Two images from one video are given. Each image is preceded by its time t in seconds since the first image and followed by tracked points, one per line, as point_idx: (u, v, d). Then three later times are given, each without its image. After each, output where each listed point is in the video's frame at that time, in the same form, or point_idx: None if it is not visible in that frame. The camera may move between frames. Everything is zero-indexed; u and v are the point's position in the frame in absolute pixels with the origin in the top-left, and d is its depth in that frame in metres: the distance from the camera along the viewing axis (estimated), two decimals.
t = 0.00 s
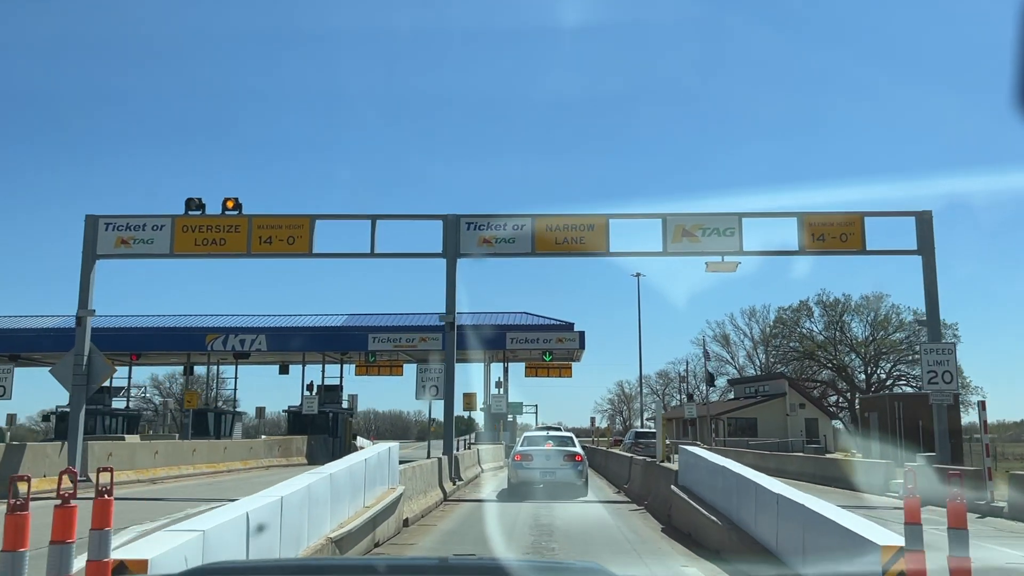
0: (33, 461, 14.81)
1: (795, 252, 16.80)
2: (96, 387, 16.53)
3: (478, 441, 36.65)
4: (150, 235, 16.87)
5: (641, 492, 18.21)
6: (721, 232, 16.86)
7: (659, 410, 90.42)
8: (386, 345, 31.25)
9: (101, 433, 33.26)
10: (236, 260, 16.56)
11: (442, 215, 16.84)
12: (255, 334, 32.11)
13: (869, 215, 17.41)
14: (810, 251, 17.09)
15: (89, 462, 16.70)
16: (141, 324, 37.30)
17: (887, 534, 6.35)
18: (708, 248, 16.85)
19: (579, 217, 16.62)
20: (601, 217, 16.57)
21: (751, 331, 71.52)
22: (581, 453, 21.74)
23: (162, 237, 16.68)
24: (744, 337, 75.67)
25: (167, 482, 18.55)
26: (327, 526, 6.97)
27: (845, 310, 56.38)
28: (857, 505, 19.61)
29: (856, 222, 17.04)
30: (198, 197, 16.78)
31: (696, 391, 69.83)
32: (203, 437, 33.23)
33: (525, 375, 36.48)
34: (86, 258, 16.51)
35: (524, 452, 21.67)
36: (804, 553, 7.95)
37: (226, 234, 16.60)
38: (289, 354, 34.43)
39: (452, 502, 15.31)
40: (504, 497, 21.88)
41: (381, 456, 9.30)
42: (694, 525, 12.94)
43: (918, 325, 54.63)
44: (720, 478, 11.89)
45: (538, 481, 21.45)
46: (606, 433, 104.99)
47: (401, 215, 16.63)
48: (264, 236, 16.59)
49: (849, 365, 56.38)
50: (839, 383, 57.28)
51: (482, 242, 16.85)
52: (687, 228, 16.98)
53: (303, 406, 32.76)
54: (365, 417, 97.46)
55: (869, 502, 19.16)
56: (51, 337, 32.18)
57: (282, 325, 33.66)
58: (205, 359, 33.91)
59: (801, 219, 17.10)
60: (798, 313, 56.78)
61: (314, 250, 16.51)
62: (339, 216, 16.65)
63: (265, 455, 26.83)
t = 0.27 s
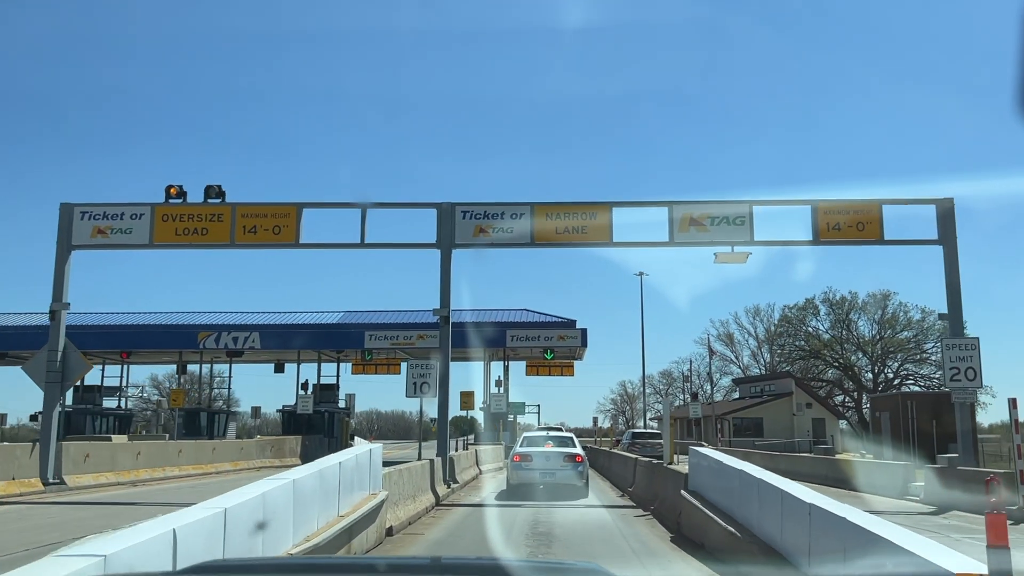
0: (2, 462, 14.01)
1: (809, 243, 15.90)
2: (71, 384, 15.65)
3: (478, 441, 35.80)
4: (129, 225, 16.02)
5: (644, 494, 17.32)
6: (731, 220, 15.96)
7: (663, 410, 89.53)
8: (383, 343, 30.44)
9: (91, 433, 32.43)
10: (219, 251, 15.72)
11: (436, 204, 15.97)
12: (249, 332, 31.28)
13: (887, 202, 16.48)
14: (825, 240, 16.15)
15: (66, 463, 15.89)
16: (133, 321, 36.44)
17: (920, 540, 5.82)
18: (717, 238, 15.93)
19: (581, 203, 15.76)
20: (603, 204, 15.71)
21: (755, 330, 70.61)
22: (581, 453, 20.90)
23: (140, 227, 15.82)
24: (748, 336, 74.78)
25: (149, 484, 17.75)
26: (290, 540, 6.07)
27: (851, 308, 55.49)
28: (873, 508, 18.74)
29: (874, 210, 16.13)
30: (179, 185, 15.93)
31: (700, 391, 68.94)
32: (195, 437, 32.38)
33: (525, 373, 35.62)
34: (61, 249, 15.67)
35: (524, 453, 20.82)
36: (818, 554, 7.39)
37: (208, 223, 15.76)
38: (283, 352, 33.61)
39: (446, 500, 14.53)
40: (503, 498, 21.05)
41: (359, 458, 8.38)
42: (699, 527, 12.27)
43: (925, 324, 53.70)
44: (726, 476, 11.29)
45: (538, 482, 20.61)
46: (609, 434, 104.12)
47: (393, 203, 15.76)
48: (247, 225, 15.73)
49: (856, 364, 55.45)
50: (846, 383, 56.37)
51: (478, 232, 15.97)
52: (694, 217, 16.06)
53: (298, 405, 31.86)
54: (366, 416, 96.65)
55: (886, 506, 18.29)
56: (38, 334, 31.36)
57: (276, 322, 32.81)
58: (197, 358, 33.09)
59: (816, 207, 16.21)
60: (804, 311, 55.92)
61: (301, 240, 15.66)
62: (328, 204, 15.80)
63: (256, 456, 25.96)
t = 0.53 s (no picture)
0: None
1: (826, 231, 14.99)
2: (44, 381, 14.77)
3: (478, 442, 34.90)
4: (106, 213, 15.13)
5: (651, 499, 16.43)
6: (743, 209, 15.07)
7: (666, 409, 88.58)
8: (380, 341, 29.58)
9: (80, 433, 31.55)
10: (200, 241, 14.84)
11: (430, 191, 15.06)
12: (242, 329, 30.41)
13: (908, 190, 15.56)
14: (842, 230, 15.25)
15: (39, 465, 15.02)
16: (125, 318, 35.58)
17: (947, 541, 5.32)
18: (728, 226, 15.07)
19: (585, 191, 14.90)
20: (608, 193, 14.85)
21: (759, 329, 69.68)
22: (584, 455, 20.03)
23: (118, 217, 14.94)
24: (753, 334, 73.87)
25: (129, 487, 16.89)
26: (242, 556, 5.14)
27: (858, 307, 54.59)
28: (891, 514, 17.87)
29: (894, 197, 15.23)
30: (158, 171, 15.05)
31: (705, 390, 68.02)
32: (187, 437, 31.52)
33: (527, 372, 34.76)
34: (33, 239, 14.79)
35: (523, 453, 19.95)
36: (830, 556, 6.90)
37: (190, 212, 14.88)
38: (279, 350, 32.76)
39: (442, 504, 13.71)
40: (502, 500, 20.20)
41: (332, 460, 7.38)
42: (709, 533, 11.50)
43: (934, 322, 52.78)
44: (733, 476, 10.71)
45: (538, 483, 19.76)
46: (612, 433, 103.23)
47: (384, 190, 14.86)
48: (231, 214, 14.85)
49: (864, 363, 54.52)
50: (853, 382, 55.46)
51: (475, 221, 15.05)
52: (703, 206, 15.20)
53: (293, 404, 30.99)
54: (368, 415, 95.76)
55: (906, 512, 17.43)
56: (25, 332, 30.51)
57: (270, 319, 31.94)
58: (190, 356, 32.23)
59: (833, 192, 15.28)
60: (811, 309, 55.00)
61: (287, 231, 14.78)
62: (315, 192, 14.92)
63: (248, 457, 25.05)
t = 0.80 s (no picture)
0: None
1: (843, 218, 13.99)
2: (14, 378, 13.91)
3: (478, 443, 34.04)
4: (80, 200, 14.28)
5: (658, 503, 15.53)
6: (757, 194, 14.09)
7: (671, 410, 87.65)
8: (377, 339, 28.73)
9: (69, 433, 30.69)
10: (180, 229, 13.99)
11: (424, 176, 14.20)
12: (235, 327, 29.56)
13: (932, 173, 14.57)
14: (862, 216, 14.25)
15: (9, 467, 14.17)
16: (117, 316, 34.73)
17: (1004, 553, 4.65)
18: (739, 213, 14.09)
19: (588, 177, 14.02)
20: (612, 178, 13.96)
21: (765, 328, 68.77)
22: (586, 456, 19.17)
23: (92, 204, 14.09)
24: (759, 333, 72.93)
25: (108, 491, 16.03)
26: None
27: (866, 305, 53.69)
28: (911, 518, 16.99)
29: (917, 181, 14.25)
30: (135, 155, 14.20)
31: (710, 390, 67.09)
32: (179, 438, 30.67)
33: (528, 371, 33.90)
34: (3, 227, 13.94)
35: (523, 454, 19.08)
36: (830, 556, 6.35)
37: (169, 199, 14.02)
38: (273, 348, 31.91)
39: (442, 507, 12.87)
40: (501, 503, 19.33)
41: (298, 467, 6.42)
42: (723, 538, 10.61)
43: (944, 320, 51.86)
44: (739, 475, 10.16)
45: (537, 485, 18.88)
46: (615, 434, 102.30)
47: (375, 175, 14.00)
48: (212, 202, 13.99)
49: (872, 362, 53.61)
50: (861, 381, 54.54)
51: (471, 208, 14.16)
52: (715, 191, 14.21)
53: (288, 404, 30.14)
54: (370, 416, 94.96)
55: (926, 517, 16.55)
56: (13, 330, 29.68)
57: (264, 316, 31.09)
58: (182, 355, 31.39)
59: (852, 175, 14.26)
60: (818, 307, 54.10)
61: (272, 219, 13.93)
62: (302, 176, 14.08)
63: (238, 458, 24.17)
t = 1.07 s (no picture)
0: None
1: (863, 203, 12.98)
2: None
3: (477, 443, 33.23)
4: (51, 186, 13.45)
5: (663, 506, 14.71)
6: (771, 179, 13.13)
7: (675, 410, 86.77)
8: (373, 337, 27.92)
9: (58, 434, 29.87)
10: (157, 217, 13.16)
11: (417, 160, 13.37)
12: (227, 323, 28.75)
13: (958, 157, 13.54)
14: (883, 201, 13.19)
15: None
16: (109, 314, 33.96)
17: None
18: (751, 199, 13.09)
19: (591, 161, 13.17)
20: (616, 162, 13.11)
21: (770, 327, 67.89)
22: (588, 457, 18.32)
23: (64, 190, 13.26)
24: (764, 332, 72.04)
25: (85, 494, 15.20)
26: None
27: (874, 303, 52.82)
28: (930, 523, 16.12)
29: (942, 164, 13.21)
30: (110, 138, 13.37)
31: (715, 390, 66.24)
32: (171, 438, 29.85)
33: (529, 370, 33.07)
34: None
35: (522, 454, 18.24)
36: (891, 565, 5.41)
37: (145, 185, 13.20)
38: (268, 346, 31.09)
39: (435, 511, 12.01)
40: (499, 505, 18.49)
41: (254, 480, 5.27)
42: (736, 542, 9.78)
43: (952, 318, 50.95)
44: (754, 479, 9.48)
45: (537, 487, 18.04)
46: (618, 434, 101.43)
47: (364, 159, 13.17)
48: (190, 187, 13.17)
49: (880, 360, 52.73)
50: (869, 380, 53.67)
51: (466, 194, 13.31)
52: (726, 176, 13.20)
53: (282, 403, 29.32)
54: (372, 417, 94.19)
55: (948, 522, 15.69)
56: None
57: (258, 313, 30.28)
58: (174, 353, 30.60)
59: (872, 159, 13.28)
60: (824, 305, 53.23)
61: (254, 205, 13.11)
62: (287, 161, 13.27)
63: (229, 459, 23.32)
